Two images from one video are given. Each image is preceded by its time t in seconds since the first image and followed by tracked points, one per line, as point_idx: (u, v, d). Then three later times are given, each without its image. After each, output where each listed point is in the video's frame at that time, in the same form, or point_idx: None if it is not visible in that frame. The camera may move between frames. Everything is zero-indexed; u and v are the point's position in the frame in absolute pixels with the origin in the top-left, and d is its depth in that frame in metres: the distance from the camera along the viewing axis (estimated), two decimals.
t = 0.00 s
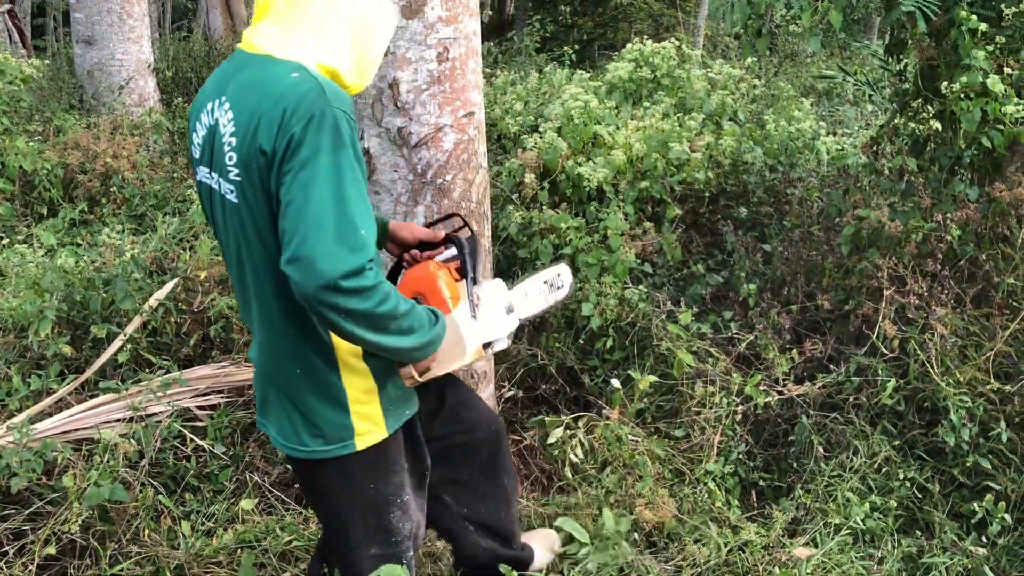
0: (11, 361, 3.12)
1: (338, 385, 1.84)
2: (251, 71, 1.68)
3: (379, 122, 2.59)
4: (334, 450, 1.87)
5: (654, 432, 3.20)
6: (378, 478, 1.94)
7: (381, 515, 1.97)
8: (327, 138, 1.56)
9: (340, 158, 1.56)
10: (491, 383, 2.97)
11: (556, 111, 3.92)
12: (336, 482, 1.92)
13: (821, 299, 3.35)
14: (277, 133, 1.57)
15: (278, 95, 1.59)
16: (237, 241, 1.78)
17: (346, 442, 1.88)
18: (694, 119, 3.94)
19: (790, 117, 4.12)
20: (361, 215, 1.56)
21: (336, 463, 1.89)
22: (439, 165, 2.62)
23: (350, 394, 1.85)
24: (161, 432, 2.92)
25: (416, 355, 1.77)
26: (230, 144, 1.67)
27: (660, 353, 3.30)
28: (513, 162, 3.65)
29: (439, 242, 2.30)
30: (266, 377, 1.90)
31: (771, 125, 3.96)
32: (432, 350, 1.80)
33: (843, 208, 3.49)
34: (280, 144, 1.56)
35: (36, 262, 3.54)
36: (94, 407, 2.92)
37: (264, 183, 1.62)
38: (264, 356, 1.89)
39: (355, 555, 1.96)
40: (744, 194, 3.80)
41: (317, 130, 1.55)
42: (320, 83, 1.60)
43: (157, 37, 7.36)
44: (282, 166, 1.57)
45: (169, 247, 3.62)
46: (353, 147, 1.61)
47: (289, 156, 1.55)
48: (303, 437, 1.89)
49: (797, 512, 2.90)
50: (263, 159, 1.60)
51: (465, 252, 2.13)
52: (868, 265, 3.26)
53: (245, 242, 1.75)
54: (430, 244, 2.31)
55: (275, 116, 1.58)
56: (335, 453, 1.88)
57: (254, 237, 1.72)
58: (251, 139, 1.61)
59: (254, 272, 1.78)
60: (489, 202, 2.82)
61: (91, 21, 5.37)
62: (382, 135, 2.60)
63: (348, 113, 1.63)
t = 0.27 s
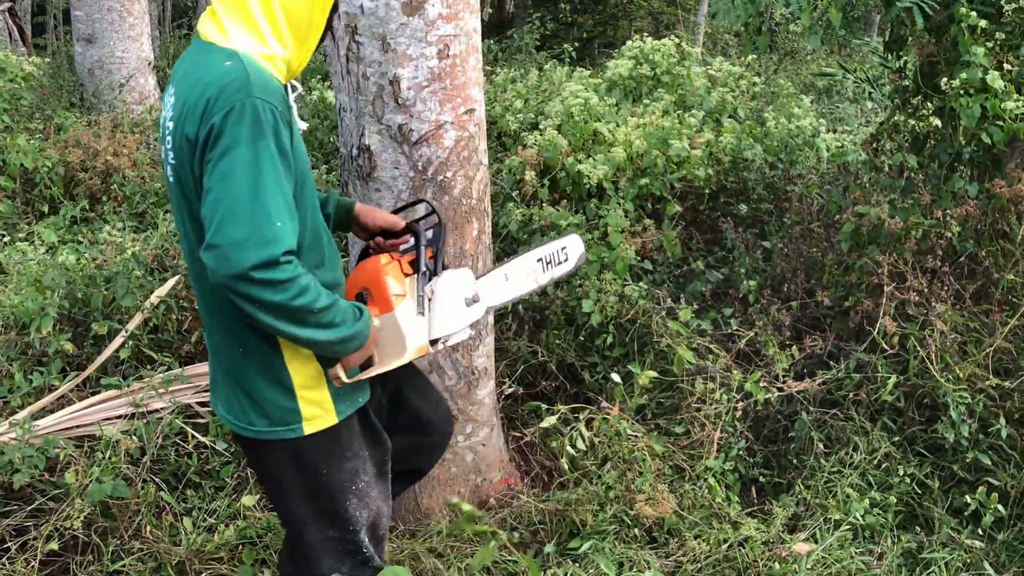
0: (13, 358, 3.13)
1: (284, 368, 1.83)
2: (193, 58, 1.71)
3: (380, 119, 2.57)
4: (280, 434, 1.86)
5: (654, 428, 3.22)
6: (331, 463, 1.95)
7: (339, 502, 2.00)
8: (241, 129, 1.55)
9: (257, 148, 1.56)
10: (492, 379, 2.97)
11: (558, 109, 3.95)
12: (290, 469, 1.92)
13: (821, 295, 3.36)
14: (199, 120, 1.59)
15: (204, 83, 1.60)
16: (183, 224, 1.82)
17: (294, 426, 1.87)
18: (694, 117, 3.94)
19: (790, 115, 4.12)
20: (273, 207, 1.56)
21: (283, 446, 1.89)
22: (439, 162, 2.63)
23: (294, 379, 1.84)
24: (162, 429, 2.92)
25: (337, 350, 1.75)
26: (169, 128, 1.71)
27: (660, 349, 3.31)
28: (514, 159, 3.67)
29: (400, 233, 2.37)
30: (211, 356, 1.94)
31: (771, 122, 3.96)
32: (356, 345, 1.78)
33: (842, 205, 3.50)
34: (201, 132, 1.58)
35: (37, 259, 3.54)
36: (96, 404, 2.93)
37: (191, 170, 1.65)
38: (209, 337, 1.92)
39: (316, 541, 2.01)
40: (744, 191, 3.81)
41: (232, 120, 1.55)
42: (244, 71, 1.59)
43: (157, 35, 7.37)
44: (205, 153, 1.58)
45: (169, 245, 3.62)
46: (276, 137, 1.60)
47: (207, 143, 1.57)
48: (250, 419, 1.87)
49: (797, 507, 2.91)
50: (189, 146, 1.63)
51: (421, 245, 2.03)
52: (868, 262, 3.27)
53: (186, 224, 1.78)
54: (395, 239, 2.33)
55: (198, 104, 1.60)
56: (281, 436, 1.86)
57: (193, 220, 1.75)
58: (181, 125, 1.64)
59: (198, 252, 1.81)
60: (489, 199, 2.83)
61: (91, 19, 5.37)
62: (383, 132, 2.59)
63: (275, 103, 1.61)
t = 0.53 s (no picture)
0: (16, 356, 3.13)
1: (209, 361, 1.98)
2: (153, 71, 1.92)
3: (382, 116, 2.56)
4: (205, 422, 2.02)
5: (657, 425, 3.22)
6: (267, 458, 2.12)
7: (278, 498, 2.16)
8: (157, 140, 1.74)
9: (166, 158, 1.73)
10: (495, 375, 2.98)
11: (559, 105, 3.88)
12: (225, 460, 2.10)
13: (824, 292, 3.35)
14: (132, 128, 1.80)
15: (143, 96, 1.81)
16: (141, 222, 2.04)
17: (225, 417, 2.03)
18: (697, 113, 3.92)
19: (794, 111, 4.09)
20: (174, 214, 1.73)
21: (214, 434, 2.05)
22: (441, 159, 2.62)
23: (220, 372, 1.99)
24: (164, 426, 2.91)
25: (243, 350, 1.91)
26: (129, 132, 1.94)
27: (663, 346, 3.30)
28: (516, 157, 3.67)
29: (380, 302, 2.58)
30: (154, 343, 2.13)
31: (774, 118, 3.94)
32: (268, 344, 1.93)
33: (845, 202, 3.48)
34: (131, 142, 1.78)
35: (41, 257, 3.55)
36: (100, 402, 2.95)
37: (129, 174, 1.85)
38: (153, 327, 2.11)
39: (265, 533, 2.19)
40: (747, 187, 3.81)
41: (151, 132, 1.74)
42: (172, 85, 1.78)
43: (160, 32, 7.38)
44: (130, 159, 1.79)
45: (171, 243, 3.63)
46: (191, 147, 1.77)
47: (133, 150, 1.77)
48: (180, 406, 2.04)
49: (800, 505, 2.91)
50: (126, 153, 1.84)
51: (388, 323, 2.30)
52: (871, 258, 3.26)
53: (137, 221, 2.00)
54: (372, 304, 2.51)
55: (134, 115, 1.80)
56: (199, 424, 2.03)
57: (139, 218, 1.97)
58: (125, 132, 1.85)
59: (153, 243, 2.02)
60: (491, 196, 2.82)
61: (94, 16, 5.38)
62: (385, 129, 2.58)
63: (195, 115, 1.77)
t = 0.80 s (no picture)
0: (16, 352, 3.13)
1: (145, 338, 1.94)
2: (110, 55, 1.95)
3: (382, 111, 2.54)
4: (139, 401, 1.96)
5: (659, 422, 3.20)
6: (199, 437, 2.01)
7: (211, 476, 2.04)
8: (111, 112, 1.76)
9: (120, 131, 1.75)
10: (496, 372, 2.97)
11: (562, 100, 3.85)
12: (155, 436, 2.02)
13: (828, 288, 3.32)
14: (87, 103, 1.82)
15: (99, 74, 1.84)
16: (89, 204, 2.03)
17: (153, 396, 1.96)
18: (701, 107, 3.89)
19: (798, 105, 4.05)
20: (127, 182, 1.74)
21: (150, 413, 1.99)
22: (442, 154, 2.60)
23: (152, 350, 1.94)
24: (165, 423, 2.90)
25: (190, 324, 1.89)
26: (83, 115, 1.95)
27: (666, 342, 3.29)
28: (519, 151, 3.65)
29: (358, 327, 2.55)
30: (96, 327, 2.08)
31: (778, 112, 3.91)
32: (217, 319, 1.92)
33: (850, 197, 3.46)
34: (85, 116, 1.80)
35: (41, 252, 3.54)
36: (98, 397, 2.91)
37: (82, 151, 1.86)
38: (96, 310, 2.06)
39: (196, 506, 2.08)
40: (751, 182, 3.78)
41: (106, 103, 1.76)
42: (127, 63, 1.81)
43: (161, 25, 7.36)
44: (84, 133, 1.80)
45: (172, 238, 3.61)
46: (144, 122, 1.79)
47: (88, 124, 1.79)
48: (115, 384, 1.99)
49: (803, 502, 2.89)
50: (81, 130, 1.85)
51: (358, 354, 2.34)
52: (876, 254, 3.24)
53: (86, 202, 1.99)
54: (353, 328, 2.56)
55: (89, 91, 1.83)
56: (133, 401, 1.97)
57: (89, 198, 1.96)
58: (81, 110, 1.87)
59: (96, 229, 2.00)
60: (492, 191, 2.80)
61: (96, 10, 5.36)
62: (385, 124, 2.56)
63: (147, 91, 1.80)
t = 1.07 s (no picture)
0: (11, 338, 3.11)
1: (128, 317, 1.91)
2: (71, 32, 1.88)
3: (380, 99, 2.51)
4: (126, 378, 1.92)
5: (658, 416, 3.18)
6: (180, 406, 1.97)
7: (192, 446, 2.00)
8: (94, 85, 1.72)
9: (107, 103, 1.72)
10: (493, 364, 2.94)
11: (564, 89, 3.81)
12: (135, 405, 1.96)
13: (830, 283, 3.29)
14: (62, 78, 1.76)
15: (70, 48, 1.78)
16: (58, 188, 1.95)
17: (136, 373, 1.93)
18: (705, 98, 3.85)
19: (802, 98, 4.00)
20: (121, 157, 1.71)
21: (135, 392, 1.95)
22: (440, 143, 2.57)
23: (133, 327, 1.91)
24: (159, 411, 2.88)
25: (181, 309, 1.88)
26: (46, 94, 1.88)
27: (665, 336, 3.26)
28: (520, 141, 3.61)
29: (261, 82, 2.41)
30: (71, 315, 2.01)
31: (783, 105, 3.86)
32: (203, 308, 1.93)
33: (854, 191, 3.42)
34: (62, 91, 1.75)
35: (37, 237, 3.52)
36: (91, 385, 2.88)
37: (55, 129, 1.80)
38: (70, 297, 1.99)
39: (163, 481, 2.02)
40: (754, 175, 3.74)
41: (88, 76, 1.72)
42: (101, 36, 1.77)
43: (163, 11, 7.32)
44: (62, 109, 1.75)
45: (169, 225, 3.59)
46: (129, 92, 1.77)
47: (66, 99, 1.74)
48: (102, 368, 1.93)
49: (802, 499, 2.87)
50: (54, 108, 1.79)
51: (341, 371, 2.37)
52: (879, 249, 3.20)
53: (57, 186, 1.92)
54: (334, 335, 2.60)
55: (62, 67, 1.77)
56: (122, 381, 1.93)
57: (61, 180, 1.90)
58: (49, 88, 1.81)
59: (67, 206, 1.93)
60: (491, 181, 2.77)
61: None
62: (383, 112, 2.52)
63: (129, 63, 1.78)
